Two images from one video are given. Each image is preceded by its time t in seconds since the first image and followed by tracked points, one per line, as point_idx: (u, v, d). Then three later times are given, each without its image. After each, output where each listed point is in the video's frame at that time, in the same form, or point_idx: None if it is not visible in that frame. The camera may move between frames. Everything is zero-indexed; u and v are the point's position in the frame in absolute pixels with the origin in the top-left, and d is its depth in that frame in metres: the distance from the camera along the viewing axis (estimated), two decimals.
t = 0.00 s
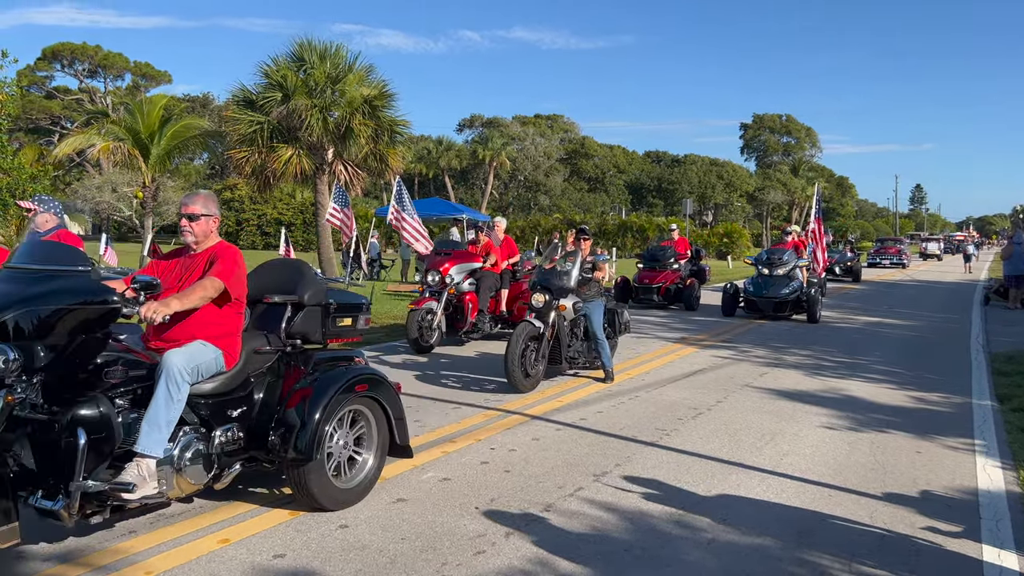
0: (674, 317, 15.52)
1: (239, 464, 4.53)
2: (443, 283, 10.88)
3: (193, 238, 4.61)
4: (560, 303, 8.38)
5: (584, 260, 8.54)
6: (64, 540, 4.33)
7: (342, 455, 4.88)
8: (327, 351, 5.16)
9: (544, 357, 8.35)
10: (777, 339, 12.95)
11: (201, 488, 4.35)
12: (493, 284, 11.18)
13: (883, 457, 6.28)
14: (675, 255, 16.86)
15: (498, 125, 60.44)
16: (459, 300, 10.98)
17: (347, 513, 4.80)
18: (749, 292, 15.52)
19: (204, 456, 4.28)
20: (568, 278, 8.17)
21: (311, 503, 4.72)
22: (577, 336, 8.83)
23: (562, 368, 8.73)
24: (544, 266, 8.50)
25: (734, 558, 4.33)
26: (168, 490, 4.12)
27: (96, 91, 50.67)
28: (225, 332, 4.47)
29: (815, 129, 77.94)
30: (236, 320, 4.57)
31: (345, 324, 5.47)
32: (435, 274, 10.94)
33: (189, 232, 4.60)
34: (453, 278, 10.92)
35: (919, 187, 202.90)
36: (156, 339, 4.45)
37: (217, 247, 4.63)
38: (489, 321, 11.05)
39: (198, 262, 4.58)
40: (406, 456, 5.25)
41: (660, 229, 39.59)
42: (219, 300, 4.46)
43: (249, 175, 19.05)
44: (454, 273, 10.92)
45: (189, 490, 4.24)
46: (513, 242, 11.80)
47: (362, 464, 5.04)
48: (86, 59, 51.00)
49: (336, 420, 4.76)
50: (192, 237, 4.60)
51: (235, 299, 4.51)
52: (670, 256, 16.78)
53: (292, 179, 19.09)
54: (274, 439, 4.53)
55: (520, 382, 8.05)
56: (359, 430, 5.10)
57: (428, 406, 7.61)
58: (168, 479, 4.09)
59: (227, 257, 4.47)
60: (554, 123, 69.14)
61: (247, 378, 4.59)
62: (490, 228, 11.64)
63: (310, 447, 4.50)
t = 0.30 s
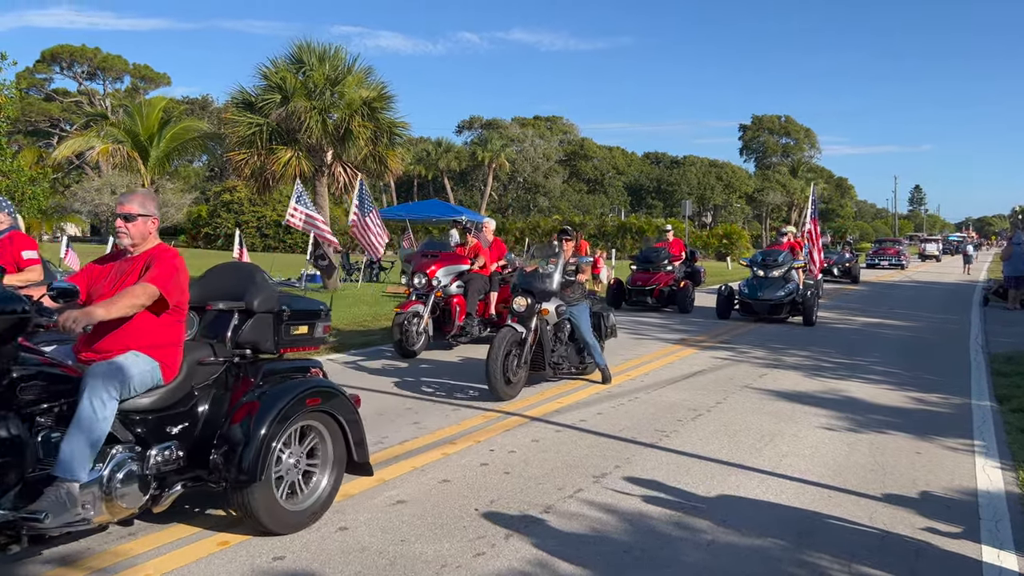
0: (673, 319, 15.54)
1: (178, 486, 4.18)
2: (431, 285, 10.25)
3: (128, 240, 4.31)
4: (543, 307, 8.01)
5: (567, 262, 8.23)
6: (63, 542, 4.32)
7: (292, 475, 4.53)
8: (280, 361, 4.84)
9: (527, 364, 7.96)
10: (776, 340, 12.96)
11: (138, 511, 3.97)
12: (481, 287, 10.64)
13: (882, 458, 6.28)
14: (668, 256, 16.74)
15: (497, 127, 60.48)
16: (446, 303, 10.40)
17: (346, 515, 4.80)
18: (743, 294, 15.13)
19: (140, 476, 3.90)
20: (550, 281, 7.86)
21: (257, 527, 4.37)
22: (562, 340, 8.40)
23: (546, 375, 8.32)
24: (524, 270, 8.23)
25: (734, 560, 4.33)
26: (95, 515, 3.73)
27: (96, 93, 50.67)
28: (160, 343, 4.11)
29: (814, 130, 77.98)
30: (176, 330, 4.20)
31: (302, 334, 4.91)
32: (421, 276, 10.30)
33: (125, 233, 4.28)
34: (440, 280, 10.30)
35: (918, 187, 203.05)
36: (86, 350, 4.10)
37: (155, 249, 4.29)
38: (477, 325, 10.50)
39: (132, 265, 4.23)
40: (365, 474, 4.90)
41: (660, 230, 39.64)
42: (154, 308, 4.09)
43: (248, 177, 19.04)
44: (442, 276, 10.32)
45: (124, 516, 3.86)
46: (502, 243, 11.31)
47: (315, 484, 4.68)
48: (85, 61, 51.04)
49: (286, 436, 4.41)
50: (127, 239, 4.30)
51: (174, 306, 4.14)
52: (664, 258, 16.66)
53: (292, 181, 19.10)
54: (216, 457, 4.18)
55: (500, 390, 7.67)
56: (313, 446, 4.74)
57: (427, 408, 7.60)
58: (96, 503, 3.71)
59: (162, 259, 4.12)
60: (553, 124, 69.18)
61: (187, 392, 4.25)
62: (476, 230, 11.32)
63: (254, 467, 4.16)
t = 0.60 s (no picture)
0: (671, 321, 15.55)
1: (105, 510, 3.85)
2: (416, 289, 9.92)
3: (48, 244, 3.96)
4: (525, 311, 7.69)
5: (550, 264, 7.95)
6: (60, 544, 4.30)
7: (232, 498, 4.16)
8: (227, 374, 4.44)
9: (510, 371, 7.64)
10: (775, 341, 12.97)
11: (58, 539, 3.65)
12: (469, 289, 10.30)
13: (882, 459, 6.28)
14: (662, 258, 16.65)
15: (497, 129, 60.51)
16: (433, 307, 10.05)
17: (346, 517, 4.80)
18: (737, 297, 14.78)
19: (58, 502, 3.58)
20: (533, 283, 7.56)
21: (190, 556, 4.01)
22: (546, 345, 8.11)
23: (531, 381, 7.96)
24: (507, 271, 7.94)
25: (734, 562, 4.32)
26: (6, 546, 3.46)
27: (95, 95, 50.64)
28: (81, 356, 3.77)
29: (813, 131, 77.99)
30: (106, 341, 3.85)
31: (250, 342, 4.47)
32: (406, 280, 9.96)
33: (44, 235, 3.94)
34: (426, 284, 9.96)
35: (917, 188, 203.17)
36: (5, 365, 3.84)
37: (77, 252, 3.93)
38: (464, 328, 10.18)
39: (52, 271, 3.89)
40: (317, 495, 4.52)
41: (659, 231, 39.65)
42: (76, 318, 3.76)
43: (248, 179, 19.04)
44: (427, 278, 9.99)
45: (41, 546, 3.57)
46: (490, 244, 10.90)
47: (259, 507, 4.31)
48: (84, 63, 51.02)
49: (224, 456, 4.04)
50: (46, 244, 3.95)
51: (98, 316, 3.79)
52: (656, 259, 16.57)
53: (291, 183, 19.10)
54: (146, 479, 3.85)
55: (482, 398, 7.37)
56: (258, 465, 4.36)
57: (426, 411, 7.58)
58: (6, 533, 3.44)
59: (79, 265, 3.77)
60: (552, 126, 69.19)
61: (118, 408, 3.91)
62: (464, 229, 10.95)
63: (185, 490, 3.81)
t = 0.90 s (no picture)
0: (670, 322, 15.56)
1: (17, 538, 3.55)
2: (400, 292, 9.63)
3: None
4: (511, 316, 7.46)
5: (538, 267, 7.74)
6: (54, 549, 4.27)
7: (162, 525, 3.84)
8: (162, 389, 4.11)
9: (492, 378, 7.39)
10: (774, 342, 12.96)
11: None
12: (455, 292, 10.03)
13: (881, 460, 6.28)
14: (654, 258, 16.38)
15: (496, 130, 60.54)
16: (416, 309, 9.81)
17: (346, 518, 4.80)
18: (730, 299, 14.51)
19: None
20: (518, 286, 7.32)
21: None
22: (532, 350, 7.80)
23: (516, 387, 7.72)
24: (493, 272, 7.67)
25: (733, 562, 4.32)
26: None
27: (94, 97, 50.66)
28: None
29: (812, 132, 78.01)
30: (16, 354, 3.54)
31: (188, 353, 4.22)
32: (390, 282, 9.66)
33: None
34: (411, 287, 9.66)
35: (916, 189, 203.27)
36: None
37: None
38: (451, 332, 9.95)
39: None
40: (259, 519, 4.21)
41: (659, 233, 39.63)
42: None
43: (247, 181, 19.05)
44: (411, 281, 9.66)
45: None
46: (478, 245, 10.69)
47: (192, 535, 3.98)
48: (83, 66, 51.01)
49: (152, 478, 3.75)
50: None
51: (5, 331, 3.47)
52: (650, 260, 16.36)
53: (290, 184, 19.11)
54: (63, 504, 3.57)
55: (465, 405, 7.14)
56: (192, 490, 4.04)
57: (424, 412, 7.57)
58: None
59: None
60: (551, 127, 69.24)
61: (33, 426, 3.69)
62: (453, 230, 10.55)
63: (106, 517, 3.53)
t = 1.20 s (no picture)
0: (668, 324, 15.56)
1: None
2: (382, 295, 9.47)
3: None
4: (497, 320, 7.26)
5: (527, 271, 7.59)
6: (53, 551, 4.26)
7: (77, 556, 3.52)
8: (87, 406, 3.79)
9: (476, 385, 7.14)
10: (773, 343, 12.95)
11: None
12: (440, 295, 9.66)
13: (880, 461, 6.28)
14: (647, 261, 16.40)
15: (495, 132, 60.59)
16: (399, 313, 9.56)
17: (345, 521, 4.80)
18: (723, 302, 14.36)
19: None
20: (506, 289, 7.17)
21: None
22: (519, 356, 7.61)
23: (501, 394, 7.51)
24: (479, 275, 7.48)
25: (732, 564, 4.32)
26: None
27: (93, 99, 50.69)
28: None
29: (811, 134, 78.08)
30: None
31: (118, 366, 3.79)
32: (372, 285, 9.51)
33: None
34: (393, 289, 9.46)
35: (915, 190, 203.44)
36: None
37: None
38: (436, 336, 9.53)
39: None
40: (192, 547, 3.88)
41: (658, 234, 39.64)
42: None
43: (245, 183, 19.04)
44: (392, 284, 9.47)
45: None
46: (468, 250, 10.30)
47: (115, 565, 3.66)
48: (82, 68, 51.01)
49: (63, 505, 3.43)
50: None
51: None
52: (642, 263, 16.35)
53: (289, 186, 19.07)
54: None
55: (447, 414, 6.88)
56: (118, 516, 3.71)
57: (423, 414, 7.56)
58: None
59: None
60: (550, 129, 69.28)
61: None
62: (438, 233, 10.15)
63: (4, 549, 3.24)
